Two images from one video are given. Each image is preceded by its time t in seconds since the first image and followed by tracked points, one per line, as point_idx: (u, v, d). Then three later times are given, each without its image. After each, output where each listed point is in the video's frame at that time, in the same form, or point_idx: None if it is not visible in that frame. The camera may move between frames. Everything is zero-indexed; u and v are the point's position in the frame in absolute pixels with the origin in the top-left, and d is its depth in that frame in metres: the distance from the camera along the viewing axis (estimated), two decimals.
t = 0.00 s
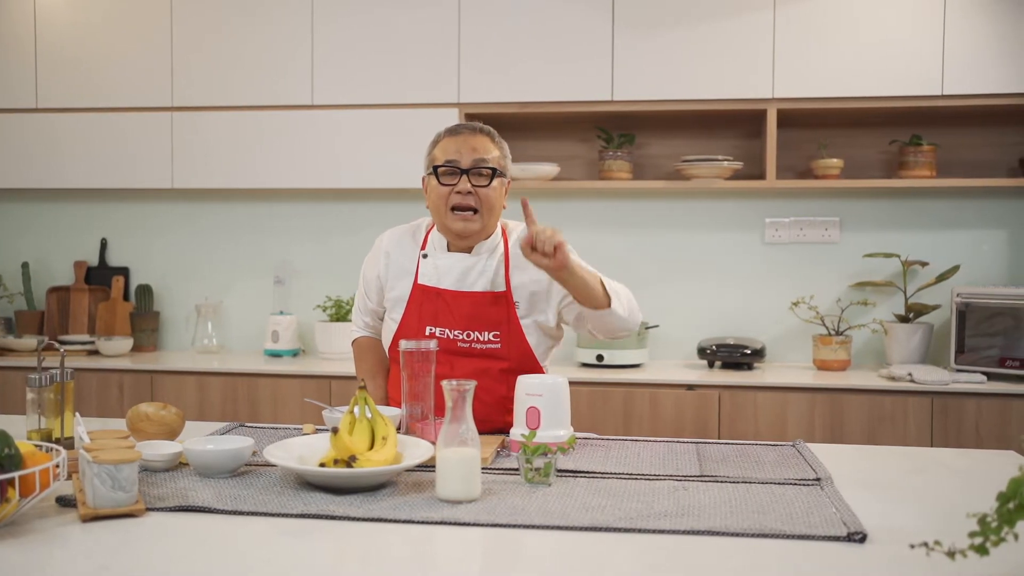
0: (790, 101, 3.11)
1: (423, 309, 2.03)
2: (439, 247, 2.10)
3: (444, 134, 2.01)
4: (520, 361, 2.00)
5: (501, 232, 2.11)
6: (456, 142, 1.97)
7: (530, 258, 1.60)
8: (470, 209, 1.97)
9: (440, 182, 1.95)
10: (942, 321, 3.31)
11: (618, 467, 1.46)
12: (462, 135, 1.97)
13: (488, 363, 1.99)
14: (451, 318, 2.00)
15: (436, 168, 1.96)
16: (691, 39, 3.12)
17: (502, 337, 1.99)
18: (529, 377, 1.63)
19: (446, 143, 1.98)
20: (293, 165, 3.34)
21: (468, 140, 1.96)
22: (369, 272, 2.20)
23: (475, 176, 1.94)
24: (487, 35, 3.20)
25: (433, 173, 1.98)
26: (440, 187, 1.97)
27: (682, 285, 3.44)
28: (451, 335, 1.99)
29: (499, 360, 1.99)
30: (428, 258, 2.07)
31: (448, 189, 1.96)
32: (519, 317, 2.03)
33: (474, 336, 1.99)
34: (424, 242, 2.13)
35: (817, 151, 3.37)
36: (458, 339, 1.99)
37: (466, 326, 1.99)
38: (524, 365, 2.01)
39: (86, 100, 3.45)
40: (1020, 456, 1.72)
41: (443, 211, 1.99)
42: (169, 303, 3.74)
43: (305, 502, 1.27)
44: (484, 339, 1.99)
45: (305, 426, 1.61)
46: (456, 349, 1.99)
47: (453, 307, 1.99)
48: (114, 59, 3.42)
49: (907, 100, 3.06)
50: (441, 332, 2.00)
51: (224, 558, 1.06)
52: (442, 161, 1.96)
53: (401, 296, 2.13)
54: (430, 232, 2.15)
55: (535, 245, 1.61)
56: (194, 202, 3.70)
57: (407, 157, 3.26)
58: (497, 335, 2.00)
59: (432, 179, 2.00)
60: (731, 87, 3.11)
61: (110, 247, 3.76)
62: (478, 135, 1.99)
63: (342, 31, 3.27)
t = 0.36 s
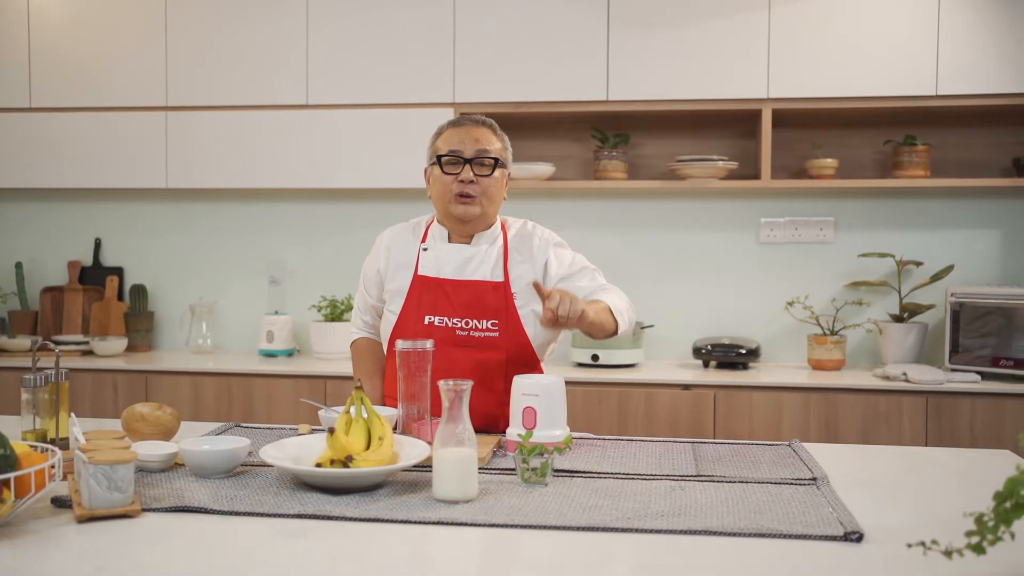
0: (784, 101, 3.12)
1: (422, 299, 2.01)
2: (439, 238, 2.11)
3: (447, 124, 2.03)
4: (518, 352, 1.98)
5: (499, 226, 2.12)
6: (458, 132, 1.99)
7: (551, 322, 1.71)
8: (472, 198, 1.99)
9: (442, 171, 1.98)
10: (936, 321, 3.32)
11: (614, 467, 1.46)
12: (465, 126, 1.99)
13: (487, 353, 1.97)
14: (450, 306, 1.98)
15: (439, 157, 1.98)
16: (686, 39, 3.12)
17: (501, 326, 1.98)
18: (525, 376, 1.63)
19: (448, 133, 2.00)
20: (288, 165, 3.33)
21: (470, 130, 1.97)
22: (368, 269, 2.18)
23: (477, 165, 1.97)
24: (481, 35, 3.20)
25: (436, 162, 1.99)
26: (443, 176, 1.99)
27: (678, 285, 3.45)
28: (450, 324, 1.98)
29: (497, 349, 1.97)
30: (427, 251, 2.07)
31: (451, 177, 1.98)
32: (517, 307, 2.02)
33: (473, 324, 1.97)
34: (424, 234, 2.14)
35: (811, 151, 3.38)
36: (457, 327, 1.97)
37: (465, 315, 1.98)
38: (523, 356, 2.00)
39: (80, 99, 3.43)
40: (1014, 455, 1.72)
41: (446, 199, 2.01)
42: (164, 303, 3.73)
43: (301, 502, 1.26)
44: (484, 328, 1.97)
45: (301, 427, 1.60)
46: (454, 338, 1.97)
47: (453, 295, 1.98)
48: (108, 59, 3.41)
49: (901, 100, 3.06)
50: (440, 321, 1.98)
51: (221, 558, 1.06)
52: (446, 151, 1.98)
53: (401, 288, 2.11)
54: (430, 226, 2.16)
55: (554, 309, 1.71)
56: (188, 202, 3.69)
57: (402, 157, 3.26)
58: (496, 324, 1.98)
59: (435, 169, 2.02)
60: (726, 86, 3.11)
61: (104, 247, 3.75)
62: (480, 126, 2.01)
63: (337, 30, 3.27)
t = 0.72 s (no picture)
0: (780, 101, 3.12)
1: (424, 292, 2.01)
2: (439, 233, 2.10)
3: (447, 125, 2.03)
4: (518, 341, 2.00)
5: (501, 222, 2.12)
6: (458, 132, 1.99)
7: (521, 153, 1.90)
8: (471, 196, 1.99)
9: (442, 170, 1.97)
10: (932, 320, 3.33)
11: (612, 467, 1.46)
12: (464, 126, 2.00)
13: (489, 342, 1.98)
14: (452, 298, 1.99)
15: (439, 157, 1.98)
16: (682, 39, 3.12)
17: (501, 315, 1.99)
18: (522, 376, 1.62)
19: (449, 133, 2.00)
20: (284, 164, 3.33)
21: (470, 130, 1.97)
22: (373, 267, 2.17)
23: (476, 164, 1.96)
24: (478, 34, 3.20)
25: (436, 162, 2.00)
26: (443, 175, 1.99)
27: (674, 284, 3.45)
28: (452, 315, 1.98)
29: (498, 337, 1.98)
30: (429, 246, 2.05)
31: (450, 176, 1.98)
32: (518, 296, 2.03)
33: (474, 314, 1.98)
34: (426, 231, 2.12)
35: (807, 151, 3.38)
36: (458, 318, 1.98)
37: (466, 305, 1.99)
38: (525, 346, 2.00)
39: (75, 99, 3.43)
40: (1011, 455, 1.73)
41: (446, 198, 2.01)
42: (159, 303, 3.73)
43: (298, 503, 1.26)
44: (485, 318, 1.98)
45: (298, 427, 1.60)
46: (456, 328, 1.97)
47: (454, 286, 1.99)
48: (104, 58, 3.40)
49: (897, 101, 3.07)
50: (442, 313, 1.99)
51: (219, 559, 1.06)
52: (445, 150, 1.98)
53: (404, 283, 2.08)
54: (432, 222, 2.15)
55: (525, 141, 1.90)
56: (184, 202, 3.69)
57: (398, 157, 3.26)
58: (497, 314, 1.99)
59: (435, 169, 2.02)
60: (722, 87, 3.11)
61: (99, 247, 3.74)
62: (479, 125, 2.01)
63: (333, 30, 3.27)
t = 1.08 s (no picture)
0: (778, 101, 3.12)
1: (430, 287, 2.01)
2: (446, 232, 2.11)
3: (450, 126, 2.04)
4: (522, 337, 1.99)
5: (508, 223, 2.12)
6: (462, 131, 2.00)
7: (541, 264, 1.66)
8: (475, 190, 1.99)
9: (446, 167, 1.98)
10: (929, 320, 3.33)
11: (611, 467, 1.46)
12: (468, 125, 2.01)
13: (493, 337, 1.97)
14: (457, 293, 1.99)
15: (443, 154, 1.99)
16: (680, 38, 3.12)
17: (506, 311, 1.99)
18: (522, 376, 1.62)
19: (453, 132, 2.01)
20: (282, 164, 3.32)
21: (473, 128, 1.99)
22: (379, 269, 2.18)
23: (479, 160, 1.97)
24: (476, 34, 3.20)
25: (440, 159, 2.00)
26: (447, 171, 2.00)
27: (672, 284, 3.45)
28: (457, 309, 1.98)
29: (502, 333, 1.98)
30: (435, 244, 2.06)
31: (454, 172, 1.99)
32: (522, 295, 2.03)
33: (478, 309, 1.98)
34: (433, 231, 2.13)
35: (805, 151, 3.39)
36: (463, 312, 1.98)
37: (471, 300, 1.99)
38: (528, 341, 2.00)
39: (71, 98, 3.42)
40: (1010, 455, 1.73)
41: (450, 193, 2.01)
42: (157, 302, 3.72)
43: (297, 503, 1.26)
44: (488, 312, 1.98)
45: (297, 427, 1.60)
46: (461, 323, 1.97)
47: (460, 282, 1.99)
48: (101, 58, 3.39)
49: (894, 101, 3.07)
50: (447, 308, 1.99)
51: (219, 559, 1.06)
52: (449, 147, 1.99)
53: (410, 280, 2.09)
54: (439, 223, 2.16)
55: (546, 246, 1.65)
56: (181, 201, 3.68)
57: (396, 156, 3.26)
58: (501, 309, 1.99)
59: (439, 167, 2.02)
60: (720, 87, 3.11)
61: (96, 247, 3.74)
62: (482, 125, 2.03)
63: (331, 29, 3.26)
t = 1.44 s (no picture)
0: (777, 101, 3.12)
1: (437, 284, 2.01)
2: (451, 231, 2.11)
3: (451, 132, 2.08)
4: (529, 332, 1.99)
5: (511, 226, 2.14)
6: (461, 133, 2.03)
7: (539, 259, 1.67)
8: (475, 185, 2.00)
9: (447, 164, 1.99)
10: (928, 320, 3.34)
11: (612, 467, 1.46)
12: (468, 128, 2.04)
13: (501, 332, 1.97)
14: (465, 289, 1.99)
15: (444, 153, 2.01)
16: (680, 38, 3.12)
17: (513, 306, 1.99)
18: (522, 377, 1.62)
19: (453, 135, 2.04)
20: (280, 164, 3.32)
21: (472, 129, 2.02)
22: (383, 272, 2.17)
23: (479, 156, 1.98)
24: (475, 34, 3.19)
25: (441, 159, 2.02)
26: (447, 168, 2.01)
27: (671, 284, 3.45)
28: (464, 305, 1.98)
29: (509, 327, 1.98)
30: (440, 243, 2.07)
31: (455, 169, 2.00)
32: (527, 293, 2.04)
33: (486, 304, 1.98)
34: (437, 231, 2.14)
35: (804, 151, 3.39)
36: (471, 307, 1.98)
37: (479, 295, 1.98)
38: (536, 336, 2.00)
39: (69, 98, 3.42)
40: (1009, 455, 1.74)
41: (451, 189, 2.02)
42: (155, 302, 3.72)
43: (298, 504, 1.26)
44: (496, 307, 1.98)
45: (297, 428, 1.59)
46: (468, 318, 1.97)
47: (467, 278, 1.99)
48: (99, 57, 3.39)
49: (893, 100, 3.08)
50: (455, 303, 1.98)
51: (221, 560, 1.06)
52: (450, 147, 2.01)
53: (417, 279, 2.10)
54: (443, 224, 2.16)
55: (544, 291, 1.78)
56: (180, 201, 3.68)
57: (395, 156, 3.25)
58: (508, 304, 1.99)
59: (441, 167, 2.04)
60: (719, 87, 3.12)
61: (94, 246, 3.73)
62: (483, 128, 2.06)
63: (330, 29, 3.26)
